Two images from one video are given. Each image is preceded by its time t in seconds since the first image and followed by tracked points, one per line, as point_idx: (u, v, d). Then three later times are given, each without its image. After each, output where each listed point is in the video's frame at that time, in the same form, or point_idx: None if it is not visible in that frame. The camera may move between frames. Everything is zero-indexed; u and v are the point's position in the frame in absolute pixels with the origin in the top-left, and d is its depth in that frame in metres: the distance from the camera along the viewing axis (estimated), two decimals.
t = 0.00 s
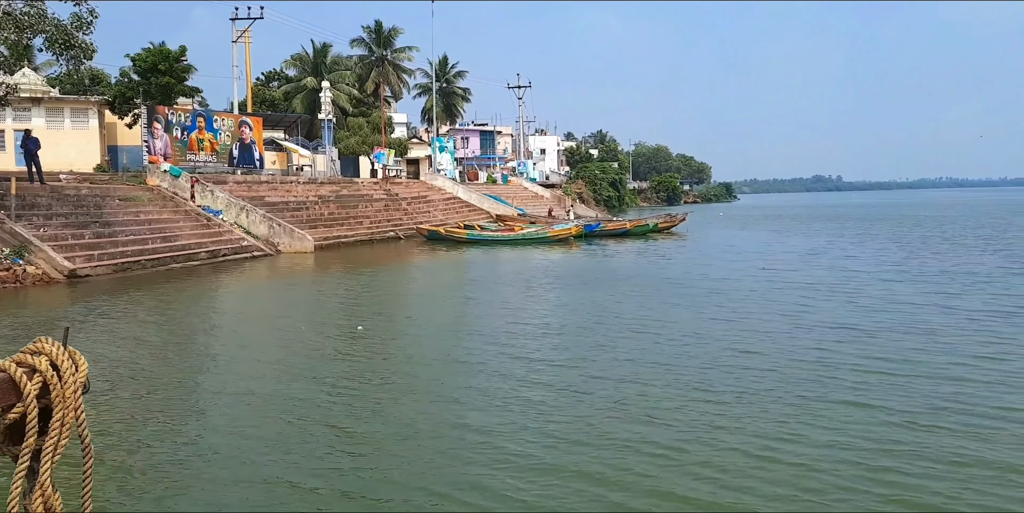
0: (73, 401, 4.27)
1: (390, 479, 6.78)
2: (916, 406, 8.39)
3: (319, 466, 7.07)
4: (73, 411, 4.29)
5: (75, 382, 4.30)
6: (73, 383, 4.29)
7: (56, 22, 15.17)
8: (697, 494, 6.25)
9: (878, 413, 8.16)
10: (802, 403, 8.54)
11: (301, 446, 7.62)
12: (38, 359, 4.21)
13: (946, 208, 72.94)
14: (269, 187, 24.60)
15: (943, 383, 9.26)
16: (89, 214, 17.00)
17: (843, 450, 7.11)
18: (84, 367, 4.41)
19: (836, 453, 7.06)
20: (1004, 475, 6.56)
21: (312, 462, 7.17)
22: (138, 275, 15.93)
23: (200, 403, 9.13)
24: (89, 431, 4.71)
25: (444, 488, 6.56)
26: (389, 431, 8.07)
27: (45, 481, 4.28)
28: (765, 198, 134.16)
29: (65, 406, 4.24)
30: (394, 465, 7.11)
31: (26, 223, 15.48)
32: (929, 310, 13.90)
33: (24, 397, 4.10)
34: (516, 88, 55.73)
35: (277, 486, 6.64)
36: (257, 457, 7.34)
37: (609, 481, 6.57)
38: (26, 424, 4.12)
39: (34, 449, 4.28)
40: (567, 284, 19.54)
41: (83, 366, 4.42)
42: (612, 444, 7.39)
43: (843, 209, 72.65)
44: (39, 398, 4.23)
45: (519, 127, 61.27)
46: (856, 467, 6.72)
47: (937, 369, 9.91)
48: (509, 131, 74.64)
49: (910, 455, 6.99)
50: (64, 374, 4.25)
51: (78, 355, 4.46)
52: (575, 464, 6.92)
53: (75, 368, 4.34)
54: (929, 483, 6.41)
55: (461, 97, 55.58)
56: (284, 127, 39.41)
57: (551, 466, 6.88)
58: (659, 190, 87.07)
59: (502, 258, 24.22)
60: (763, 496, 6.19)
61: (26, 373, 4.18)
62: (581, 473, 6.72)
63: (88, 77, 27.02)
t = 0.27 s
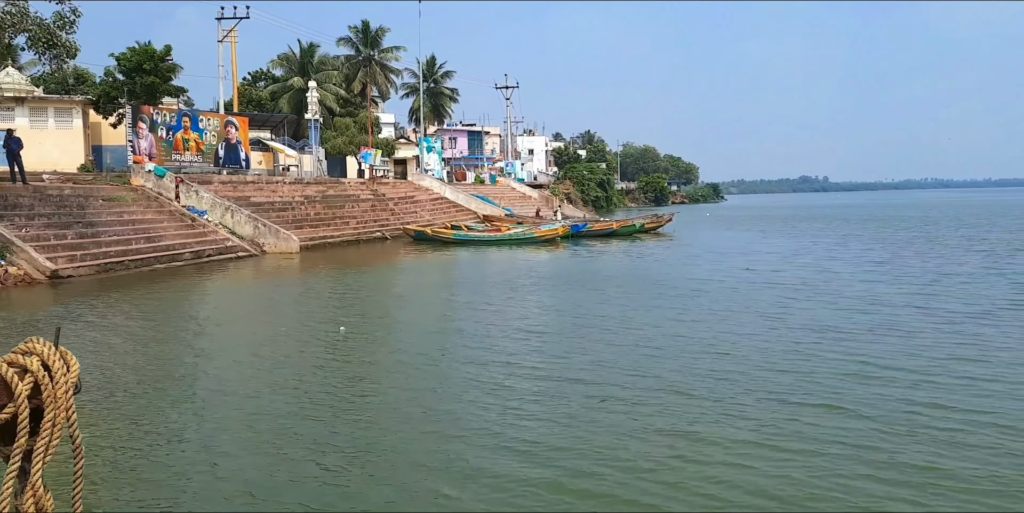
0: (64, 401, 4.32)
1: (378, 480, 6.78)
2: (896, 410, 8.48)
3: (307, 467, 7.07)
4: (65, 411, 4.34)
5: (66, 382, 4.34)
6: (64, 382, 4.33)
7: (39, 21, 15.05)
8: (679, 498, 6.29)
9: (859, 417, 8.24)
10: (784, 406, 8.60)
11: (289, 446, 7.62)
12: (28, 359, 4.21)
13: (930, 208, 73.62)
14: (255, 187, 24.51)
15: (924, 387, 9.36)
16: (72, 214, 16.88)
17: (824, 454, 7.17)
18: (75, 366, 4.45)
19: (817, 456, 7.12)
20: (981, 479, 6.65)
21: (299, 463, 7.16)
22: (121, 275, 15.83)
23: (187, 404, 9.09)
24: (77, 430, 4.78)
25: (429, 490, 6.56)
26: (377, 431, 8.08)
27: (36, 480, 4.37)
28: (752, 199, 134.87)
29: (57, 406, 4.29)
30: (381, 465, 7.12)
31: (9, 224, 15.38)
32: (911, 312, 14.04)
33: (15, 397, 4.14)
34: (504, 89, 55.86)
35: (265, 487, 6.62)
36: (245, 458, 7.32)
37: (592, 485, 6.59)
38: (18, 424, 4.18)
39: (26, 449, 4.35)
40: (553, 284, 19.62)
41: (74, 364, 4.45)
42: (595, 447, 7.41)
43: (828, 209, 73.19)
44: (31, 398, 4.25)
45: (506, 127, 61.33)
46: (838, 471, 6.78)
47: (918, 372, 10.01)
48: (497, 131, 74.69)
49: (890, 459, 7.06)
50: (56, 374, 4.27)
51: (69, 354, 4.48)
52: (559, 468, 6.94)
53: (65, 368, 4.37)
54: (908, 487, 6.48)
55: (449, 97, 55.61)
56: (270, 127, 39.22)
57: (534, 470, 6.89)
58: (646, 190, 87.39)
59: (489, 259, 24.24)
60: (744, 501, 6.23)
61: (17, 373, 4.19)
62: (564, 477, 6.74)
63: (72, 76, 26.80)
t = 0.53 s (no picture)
0: (47, 403, 4.53)
1: (356, 481, 6.81)
2: (865, 410, 8.62)
3: (285, 469, 7.07)
4: (48, 413, 4.55)
5: (49, 384, 4.54)
6: (47, 384, 4.53)
7: (11, 19, 14.88)
8: (650, 499, 6.38)
9: (828, 417, 8.38)
10: (755, 408, 8.73)
11: (268, 448, 7.62)
12: (12, 360, 4.40)
13: (906, 209, 74.65)
14: (233, 188, 24.37)
15: (892, 387, 9.52)
16: (45, 215, 16.69)
17: (793, 455, 7.29)
18: (58, 368, 4.64)
19: (787, 457, 7.23)
20: (945, 477, 6.80)
21: (277, 465, 7.17)
22: (95, 277, 15.69)
23: (165, 405, 9.05)
24: (62, 430, 4.95)
25: (405, 489, 6.65)
26: (356, 433, 8.10)
27: (19, 482, 4.58)
28: (731, 200, 136.03)
29: (40, 409, 4.49)
30: (360, 467, 7.14)
31: None
32: (882, 313, 14.29)
33: None
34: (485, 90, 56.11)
35: (243, 489, 6.62)
36: (223, 460, 7.31)
37: (564, 486, 6.66)
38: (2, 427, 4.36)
39: (10, 449, 4.58)
40: (532, 285, 19.71)
41: (58, 368, 4.67)
42: (568, 449, 7.48)
43: (806, 210, 74.01)
44: (14, 399, 4.45)
45: (487, 128, 61.34)
46: (805, 471, 6.90)
47: (888, 373, 10.18)
48: (478, 131, 74.76)
49: (857, 458, 7.20)
50: (39, 376, 4.46)
51: (53, 354, 4.67)
52: (532, 470, 7.00)
53: (48, 369, 4.54)
54: (874, 486, 6.61)
55: (429, 97, 55.56)
56: (249, 127, 38.97)
57: (507, 473, 6.94)
58: (627, 191, 87.77)
59: (468, 260, 24.26)
60: (714, 501, 6.33)
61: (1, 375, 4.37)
62: (537, 478, 6.81)
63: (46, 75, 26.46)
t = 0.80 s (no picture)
0: (35, 404, 4.78)
1: (339, 484, 6.81)
2: (842, 411, 8.69)
3: (268, 472, 7.06)
4: (37, 414, 4.81)
5: (38, 385, 4.80)
6: (36, 386, 4.79)
7: None
8: (626, 501, 6.42)
9: (806, 418, 8.45)
10: (733, 408, 8.78)
11: (251, 451, 7.60)
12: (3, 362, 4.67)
13: (890, 210, 75.30)
14: (216, 188, 24.25)
15: (870, 388, 9.60)
16: (26, 216, 16.53)
17: (769, 455, 7.35)
18: (48, 370, 4.93)
19: (764, 457, 7.29)
20: (918, 477, 6.87)
21: (260, 468, 7.16)
22: (76, 278, 15.57)
23: (148, 407, 8.99)
24: (51, 433, 5.21)
25: (388, 491, 6.67)
26: (340, 436, 8.09)
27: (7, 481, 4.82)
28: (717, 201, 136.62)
29: (29, 409, 4.75)
30: (343, 470, 7.14)
31: None
32: (862, 313, 14.44)
33: None
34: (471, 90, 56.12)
35: (226, 492, 6.60)
36: (206, 462, 7.28)
37: (542, 489, 6.69)
38: None
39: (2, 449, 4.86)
40: (518, 286, 19.76)
41: (45, 369, 4.94)
42: (546, 450, 7.50)
43: (791, 211, 74.46)
44: (5, 401, 4.73)
45: (474, 128, 61.31)
46: (781, 471, 6.96)
47: (866, 373, 10.27)
48: (465, 132, 74.71)
49: (832, 459, 7.27)
50: (28, 378, 4.73)
51: (43, 357, 4.96)
52: (510, 473, 7.02)
53: (38, 372, 4.82)
54: (848, 485, 6.67)
55: (416, 97, 55.48)
56: (233, 128, 38.78)
57: (485, 475, 6.96)
58: (614, 191, 88.00)
59: (454, 261, 24.25)
60: (689, 502, 6.38)
61: None
62: (515, 481, 6.83)
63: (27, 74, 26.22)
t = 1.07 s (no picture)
0: (29, 405, 5.01)
1: (326, 485, 6.79)
2: (826, 412, 8.70)
3: (256, 474, 7.02)
4: (30, 415, 5.04)
5: (31, 387, 5.06)
6: (30, 387, 5.05)
7: None
8: (609, 504, 6.42)
9: (790, 420, 8.45)
10: (718, 411, 8.79)
11: (237, 453, 7.55)
12: None
13: (877, 210, 75.88)
14: (203, 189, 24.14)
15: (853, 388, 9.64)
16: (9, 217, 16.37)
17: (752, 457, 7.35)
18: (39, 374, 5.15)
19: (745, 459, 7.30)
20: (898, 478, 6.90)
21: (246, 470, 7.12)
22: (59, 279, 15.46)
23: (135, 411, 8.94)
24: (46, 439, 5.39)
25: (375, 492, 6.67)
26: (329, 437, 8.05)
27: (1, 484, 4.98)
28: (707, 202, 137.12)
29: (22, 411, 4.98)
30: (329, 472, 7.11)
31: None
32: (848, 314, 14.52)
33: None
34: (460, 91, 56.16)
35: (218, 492, 6.63)
36: (195, 465, 7.25)
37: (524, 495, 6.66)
38: None
39: None
40: (507, 287, 19.80)
41: (40, 373, 5.20)
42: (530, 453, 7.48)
43: (780, 211, 74.81)
44: None
45: (464, 129, 61.32)
46: (763, 474, 6.96)
47: (849, 373, 10.31)
48: (455, 133, 74.70)
49: (813, 460, 7.28)
50: (22, 379, 5.00)
51: (35, 362, 5.20)
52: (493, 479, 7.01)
53: (30, 375, 5.08)
54: (829, 486, 6.70)
55: (405, 98, 55.47)
56: (221, 128, 38.61)
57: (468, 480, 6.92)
58: (604, 192, 88.22)
59: (443, 262, 24.22)
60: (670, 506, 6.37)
61: None
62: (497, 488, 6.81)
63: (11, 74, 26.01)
